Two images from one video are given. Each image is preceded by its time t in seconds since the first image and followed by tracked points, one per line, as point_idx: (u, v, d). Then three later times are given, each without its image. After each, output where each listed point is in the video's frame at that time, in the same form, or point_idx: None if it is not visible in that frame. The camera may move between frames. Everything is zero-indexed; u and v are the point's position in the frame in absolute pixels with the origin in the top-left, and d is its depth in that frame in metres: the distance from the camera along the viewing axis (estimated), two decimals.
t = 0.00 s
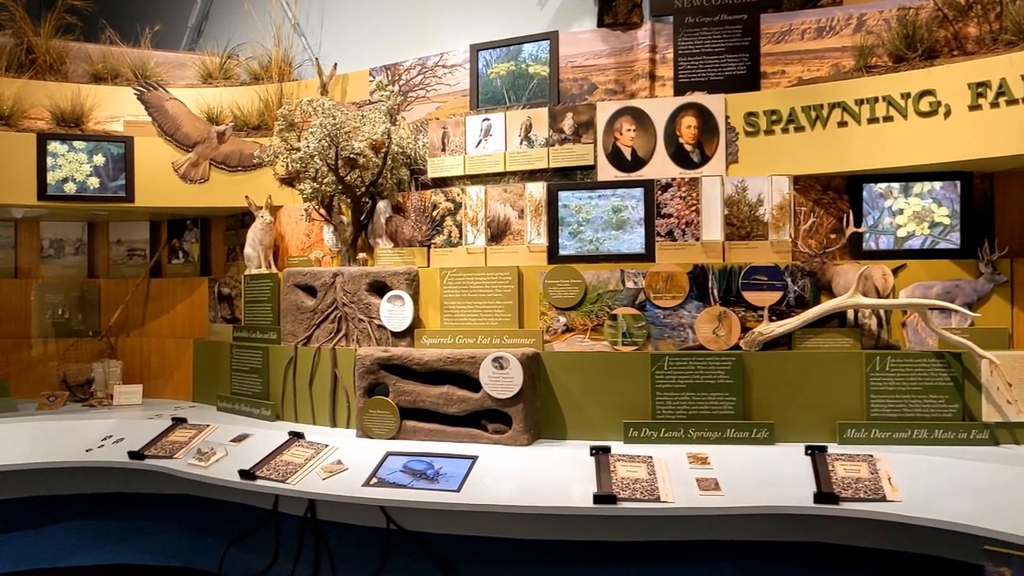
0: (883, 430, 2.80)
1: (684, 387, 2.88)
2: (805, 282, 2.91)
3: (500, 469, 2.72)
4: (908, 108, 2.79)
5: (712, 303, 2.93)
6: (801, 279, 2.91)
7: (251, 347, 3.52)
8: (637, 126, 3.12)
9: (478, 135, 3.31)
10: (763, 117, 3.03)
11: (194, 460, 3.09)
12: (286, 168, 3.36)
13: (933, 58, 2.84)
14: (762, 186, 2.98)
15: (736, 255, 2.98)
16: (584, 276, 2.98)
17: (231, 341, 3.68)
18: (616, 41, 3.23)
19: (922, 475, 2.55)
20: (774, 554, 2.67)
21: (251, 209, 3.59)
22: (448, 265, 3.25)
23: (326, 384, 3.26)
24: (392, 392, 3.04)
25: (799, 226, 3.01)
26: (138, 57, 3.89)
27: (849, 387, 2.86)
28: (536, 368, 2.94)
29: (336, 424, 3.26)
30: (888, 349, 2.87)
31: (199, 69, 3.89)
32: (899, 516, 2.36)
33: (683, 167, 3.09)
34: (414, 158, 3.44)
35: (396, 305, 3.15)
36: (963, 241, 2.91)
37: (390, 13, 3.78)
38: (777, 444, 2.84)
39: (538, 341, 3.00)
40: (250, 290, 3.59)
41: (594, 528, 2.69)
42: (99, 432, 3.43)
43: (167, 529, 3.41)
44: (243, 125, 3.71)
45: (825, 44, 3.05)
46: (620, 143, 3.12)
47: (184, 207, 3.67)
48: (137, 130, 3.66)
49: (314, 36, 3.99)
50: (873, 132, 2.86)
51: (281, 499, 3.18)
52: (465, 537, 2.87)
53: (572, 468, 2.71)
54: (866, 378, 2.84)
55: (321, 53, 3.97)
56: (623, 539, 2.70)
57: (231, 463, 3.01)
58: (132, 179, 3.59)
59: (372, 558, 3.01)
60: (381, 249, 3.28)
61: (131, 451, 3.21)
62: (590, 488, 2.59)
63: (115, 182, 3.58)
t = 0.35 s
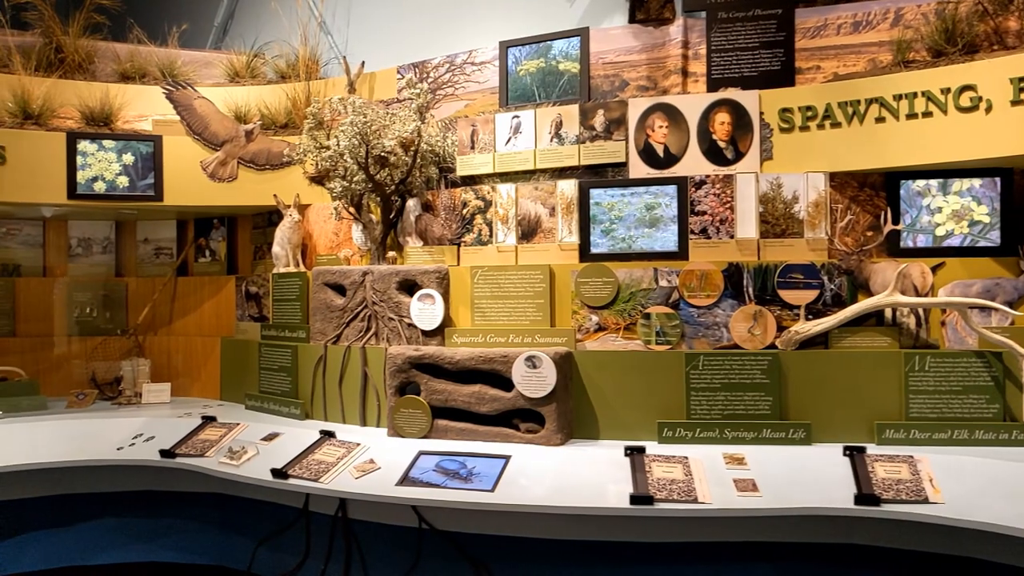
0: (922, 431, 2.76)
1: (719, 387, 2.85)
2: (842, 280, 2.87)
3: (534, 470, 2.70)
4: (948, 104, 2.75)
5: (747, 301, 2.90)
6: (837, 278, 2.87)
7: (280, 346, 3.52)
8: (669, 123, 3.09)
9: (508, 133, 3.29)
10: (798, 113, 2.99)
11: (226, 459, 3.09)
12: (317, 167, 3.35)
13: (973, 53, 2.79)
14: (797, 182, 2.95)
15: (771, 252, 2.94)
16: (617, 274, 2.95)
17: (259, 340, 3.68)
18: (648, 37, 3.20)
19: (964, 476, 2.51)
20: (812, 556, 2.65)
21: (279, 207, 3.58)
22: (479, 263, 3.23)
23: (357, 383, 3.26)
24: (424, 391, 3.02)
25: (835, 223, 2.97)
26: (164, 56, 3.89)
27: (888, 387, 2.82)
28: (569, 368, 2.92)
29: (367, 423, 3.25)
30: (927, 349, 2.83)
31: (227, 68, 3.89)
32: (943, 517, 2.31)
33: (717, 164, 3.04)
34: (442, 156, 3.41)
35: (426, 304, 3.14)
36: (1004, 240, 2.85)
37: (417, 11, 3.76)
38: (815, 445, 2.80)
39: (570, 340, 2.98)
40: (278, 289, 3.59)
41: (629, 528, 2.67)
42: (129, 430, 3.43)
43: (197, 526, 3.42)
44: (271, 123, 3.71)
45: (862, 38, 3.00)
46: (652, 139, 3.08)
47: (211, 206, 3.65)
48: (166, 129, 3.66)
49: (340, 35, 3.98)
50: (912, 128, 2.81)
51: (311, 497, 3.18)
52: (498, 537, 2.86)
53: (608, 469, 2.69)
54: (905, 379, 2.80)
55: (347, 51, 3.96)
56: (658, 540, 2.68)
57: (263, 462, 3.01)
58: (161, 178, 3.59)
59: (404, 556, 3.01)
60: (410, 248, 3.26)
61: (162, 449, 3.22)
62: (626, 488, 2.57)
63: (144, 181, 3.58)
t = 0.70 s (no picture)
0: (966, 432, 2.73)
1: (759, 387, 2.84)
2: (884, 279, 2.83)
3: (574, 469, 2.69)
4: (992, 101, 2.72)
5: (787, 301, 2.87)
6: (879, 277, 2.83)
7: (314, 344, 3.53)
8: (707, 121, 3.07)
9: (543, 132, 3.27)
10: (839, 111, 2.96)
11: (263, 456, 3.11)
12: (352, 165, 3.36)
13: (1019, 49, 2.76)
14: (838, 180, 2.93)
15: (811, 251, 2.92)
16: (655, 273, 2.94)
17: (292, 338, 3.69)
18: (685, 34, 3.18)
19: (1011, 478, 2.48)
20: (856, 557, 2.62)
21: (313, 206, 3.57)
22: (514, 262, 3.22)
23: (392, 381, 3.27)
24: (461, 389, 3.03)
25: (878, 222, 2.95)
26: (197, 55, 3.89)
27: (931, 387, 2.79)
28: (607, 367, 2.91)
29: (402, 421, 3.26)
30: (971, 349, 2.79)
31: (258, 67, 3.89)
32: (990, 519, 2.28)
33: (755, 161, 3.02)
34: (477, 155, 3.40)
35: (461, 303, 3.14)
36: None
37: (449, 9, 3.75)
38: (856, 445, 2.78)
39: (608, 339, 2.97)
40: (311, 287, 3.60)
41: (670, 528, 2.66)
42: (165, 428, 3.43)
43: (232, 523, 3.44)
44: (304, 122, 3.71)
45: (904, 35, 2.96)
46: (690, 137, 3.07)
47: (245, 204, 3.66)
48: (200, 128, 3.66)
49: (371, 34, 3.98)
50: (956, 125, 2.78)
51: (347, 495, 3.19)
52: (536, 537, 2.85)
53: (649, 469, 2.68)
54: (948, 379, 2.76)
55: (378, 50, 3.97)
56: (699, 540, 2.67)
57: (300, 460, 3.03)
58: (196, 177, 3.60)
59: (440, 555, 3.01)
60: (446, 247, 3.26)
61: (198, 446, 3.23)
62: (668, 488, 2.56)
63: (178, 180, 3.59)
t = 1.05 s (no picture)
0: (1006, 430, 2.70)
1: (796, 385, 2.82)
2: (922, 276, 2.81)
3: (610, 466, 2.69)
4: None
5: (824, 298, 2.86)
6: (917, 274, 2.81)
7: (344, 341, 3.54)
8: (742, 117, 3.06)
9: (575, 129, 3.28)
10: (875, 107, 2.93)
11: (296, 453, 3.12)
12: (384, 163, 3.38)
13: None
14: (874, 178, 2.90)
15: (847, 248, 2.91)
16: (690, 270, 2.93)
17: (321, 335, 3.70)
18: (719, 31, 3.17)
19: None
20: (896, 556, 2.60)
21: (343, 204, 3.60)
22: (546, 259, 3.22)
23: (423, 378, 3.28)
24: (495, 386, 3.03)
25: (914, 218, 2.93)
26: (226, 54, 3.91)
27: (969, 386, 2.76)
28: (642, 364, 2.91)
29: (434, 418, 3.27)
30: (1010, 347, 2.76)
31: (287, 65, 3.90)
32: None
33: (790, 158, 3.01)
34: (507, 152, 3.40)
35: (494, 300, 3.14)
36: None
37: (478, 7, 3.76)
38: (894, 443, 2.77)
39: (643, 337, 2.96)
40: (341, 285, 3.61)
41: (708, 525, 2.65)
42: (196, 425, 3.43)
43: (263, 520, 3.45)
44: (333, 120, 3.71)
45: (940, 31, 2.94)
46: (724, 134, 3.06)
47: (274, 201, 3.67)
48: (231, 126, 3.68)
49: (399, 31, 3.99)
50: (995, 121, 2.76)
51: (380, 492, 3.20)
52: (571, 534, 2.85)
53: (686, 466, 2.67)
54: (987, 377, 2.74)
55: (405, 48, 3.98)
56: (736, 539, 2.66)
57: (334, 456, 3.03)
58: (227, 175, 3.60)
59: (473, 552, 3.02)
60: (478, 244, 3.27)
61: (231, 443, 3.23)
62: (706, 486, 2.55)
63: (209, 178, 3.59)
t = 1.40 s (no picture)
0: None
1: (833, 384, 2.79)
2: (960, 274, 2.77)
3: (645, 466, 2.67)
4: None
5: (860, 296, 2.83)
6: (955, 272, 2.77)
7: (372, 340, 3.53)
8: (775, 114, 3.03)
9: (605, 126, 3.25)
10: (912, 103, 2.90)
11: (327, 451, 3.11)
12: (412, 161, 3.38)
13: None
14: (911, 174, 2.86)
15: (883, 246, 2.87)
16: (724, 268, 2.90)
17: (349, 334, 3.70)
18: (752, 26, 3.14)
19: None
20: (936, 558, 2.56)
21: (370, 202, 3.59)
22: (577, 257, 3.20)
23: (452, 377, 3.27)
24: (527, 385, 3.02)
25: (953, 215, 2.87)
26: (252, 53, 3.90)
27: (1011, 385, 2.70)
28: (675, 363, 2.89)
29: (464, 417, 3.26)
30: None
31: (313, 64, 3.89)
32: None
33: (825, 155, 2.98)
34: (535, 150, 3.38)
35: (524, 298, 3.14)
36: None
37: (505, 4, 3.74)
38: (932, 443, 2.73)
39: (676, 336, 2.94)
40: (368, 283, 3.61)
41: (745, 525, 2.63)
42: (225, 422, 3.44)
43: (292, 518, 3.46)
44: (359, 118, 3.69)
45: (978, 25, 2.90)
46: (757, 131, 3.03)
47: (300, 200, 3.66)
48: (258, 125, 3.67)
49: (425, 30, 3.98)
50: None
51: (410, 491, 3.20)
52: (604, 534, 2.84)
53: (723, 466, 2.65)
54: None
55: (430, 46, 3.98)
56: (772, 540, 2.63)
57: (365, 455, 3.03)
58: (254, 174, 3.60)
59: (505, 552, 3.01)
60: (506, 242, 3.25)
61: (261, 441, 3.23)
62: (744, 486, 2.52)
63: (236, 177, 3.59)
